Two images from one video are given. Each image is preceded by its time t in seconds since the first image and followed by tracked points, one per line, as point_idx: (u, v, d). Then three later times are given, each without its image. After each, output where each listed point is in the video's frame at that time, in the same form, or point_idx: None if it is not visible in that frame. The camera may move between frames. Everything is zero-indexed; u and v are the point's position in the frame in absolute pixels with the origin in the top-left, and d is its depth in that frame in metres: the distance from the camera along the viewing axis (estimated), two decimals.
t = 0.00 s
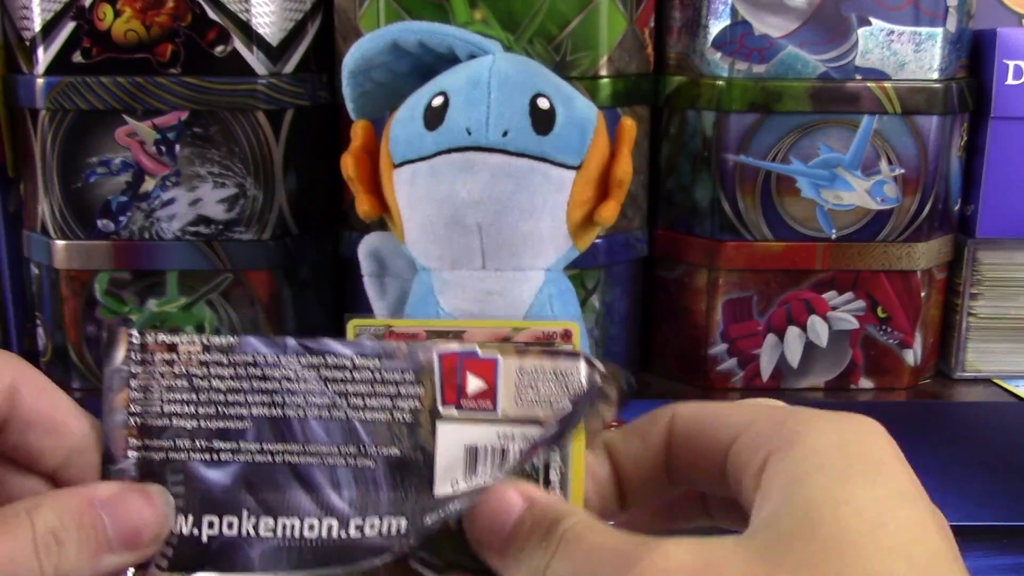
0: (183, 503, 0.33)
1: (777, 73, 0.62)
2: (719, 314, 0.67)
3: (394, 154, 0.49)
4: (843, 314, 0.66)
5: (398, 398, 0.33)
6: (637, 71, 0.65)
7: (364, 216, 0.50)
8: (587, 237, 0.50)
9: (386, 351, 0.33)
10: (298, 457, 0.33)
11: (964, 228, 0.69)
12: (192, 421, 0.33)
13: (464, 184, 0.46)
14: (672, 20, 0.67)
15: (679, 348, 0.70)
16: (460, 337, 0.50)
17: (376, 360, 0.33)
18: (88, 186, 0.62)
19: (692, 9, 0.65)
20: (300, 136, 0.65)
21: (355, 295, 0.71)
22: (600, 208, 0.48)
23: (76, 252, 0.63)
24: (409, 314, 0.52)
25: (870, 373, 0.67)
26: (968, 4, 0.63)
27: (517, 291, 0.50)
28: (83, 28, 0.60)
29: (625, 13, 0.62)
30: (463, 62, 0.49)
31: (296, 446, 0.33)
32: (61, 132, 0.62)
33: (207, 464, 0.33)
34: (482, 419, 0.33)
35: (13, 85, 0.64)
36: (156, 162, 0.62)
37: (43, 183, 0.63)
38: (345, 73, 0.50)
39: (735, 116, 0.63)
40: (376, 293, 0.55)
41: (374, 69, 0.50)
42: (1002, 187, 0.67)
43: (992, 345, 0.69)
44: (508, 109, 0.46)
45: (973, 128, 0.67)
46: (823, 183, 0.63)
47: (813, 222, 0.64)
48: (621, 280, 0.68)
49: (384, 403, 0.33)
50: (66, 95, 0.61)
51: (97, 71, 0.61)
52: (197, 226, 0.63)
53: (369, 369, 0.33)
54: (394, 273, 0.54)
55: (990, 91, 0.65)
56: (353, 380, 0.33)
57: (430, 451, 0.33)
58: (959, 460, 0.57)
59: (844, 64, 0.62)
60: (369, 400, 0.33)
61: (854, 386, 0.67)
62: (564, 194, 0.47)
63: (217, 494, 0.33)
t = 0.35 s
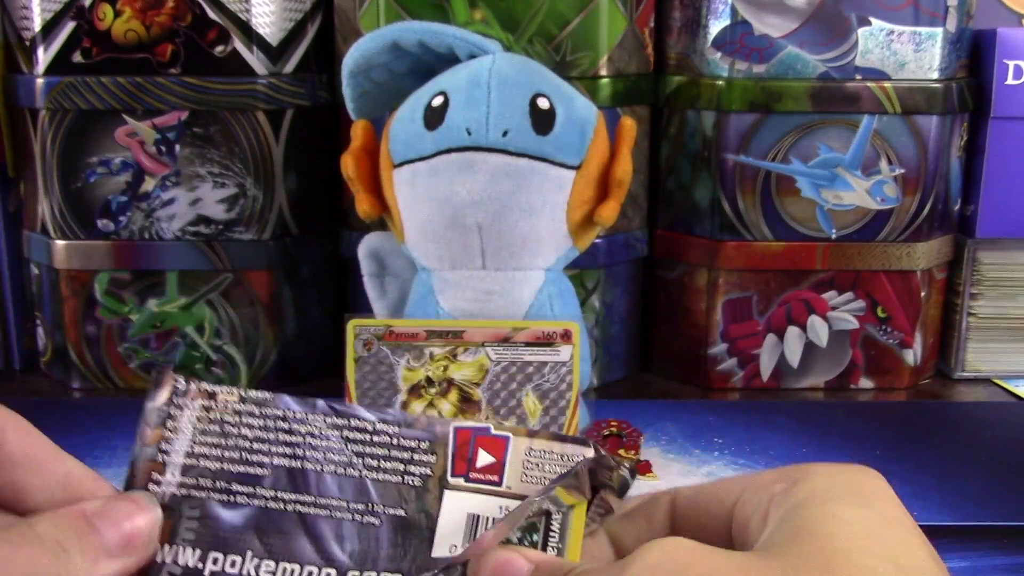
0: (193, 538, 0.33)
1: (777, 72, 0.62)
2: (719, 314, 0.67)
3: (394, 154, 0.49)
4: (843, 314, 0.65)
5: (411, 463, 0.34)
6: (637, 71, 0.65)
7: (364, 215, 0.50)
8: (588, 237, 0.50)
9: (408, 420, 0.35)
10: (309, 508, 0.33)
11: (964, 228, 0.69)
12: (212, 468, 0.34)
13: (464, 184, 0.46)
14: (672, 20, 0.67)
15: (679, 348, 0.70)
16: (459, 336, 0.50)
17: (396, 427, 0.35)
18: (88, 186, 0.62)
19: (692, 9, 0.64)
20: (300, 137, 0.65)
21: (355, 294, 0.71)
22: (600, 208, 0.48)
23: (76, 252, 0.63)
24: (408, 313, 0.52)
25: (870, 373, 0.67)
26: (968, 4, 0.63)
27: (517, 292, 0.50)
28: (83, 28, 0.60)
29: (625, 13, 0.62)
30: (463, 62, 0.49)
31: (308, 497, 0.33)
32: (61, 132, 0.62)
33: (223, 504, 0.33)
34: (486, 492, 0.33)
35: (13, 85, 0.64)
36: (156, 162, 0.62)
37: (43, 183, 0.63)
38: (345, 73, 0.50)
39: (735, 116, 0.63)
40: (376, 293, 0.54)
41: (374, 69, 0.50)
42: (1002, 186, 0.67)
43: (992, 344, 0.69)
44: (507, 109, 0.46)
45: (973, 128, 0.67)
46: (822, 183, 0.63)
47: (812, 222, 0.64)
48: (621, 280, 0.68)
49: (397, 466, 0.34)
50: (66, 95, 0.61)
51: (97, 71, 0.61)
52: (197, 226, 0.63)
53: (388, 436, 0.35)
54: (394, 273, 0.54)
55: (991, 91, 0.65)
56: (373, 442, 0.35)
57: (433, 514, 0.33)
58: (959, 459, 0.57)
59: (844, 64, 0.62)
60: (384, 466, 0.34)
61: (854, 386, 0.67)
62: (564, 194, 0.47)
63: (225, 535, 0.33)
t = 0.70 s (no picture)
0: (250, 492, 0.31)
1: (777, 73, 0.62)
2: (719, 315, 0.67)
3: (394, 154, 0.49)
4: (843, 314, 0.65)
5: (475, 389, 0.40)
6: (637, 71, 0.65)
7: (364, 216, 0.50)
8: (588, 237, 0.50)
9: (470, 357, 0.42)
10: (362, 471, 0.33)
11: (964, 228, 0.69)
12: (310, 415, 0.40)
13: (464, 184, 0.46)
14: (672, 19, 0.67)
15: (678, 348, 0.70)
16: (459, 337, 0.50)
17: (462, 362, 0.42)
18: (88, 186, 0.62)
19: (692, 8, 0.64)
20: (301, 137, 0.65)
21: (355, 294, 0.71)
22: (600, 208, 0.48)
23: (76, 252, 0.63)
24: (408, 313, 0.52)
25: (870, 373, 0.67)
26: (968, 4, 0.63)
27: (517, 292, 0.50)
28: (83, 28, 0.60)
29: (625, 13, 0.62)
30: (463, 62, 0.49)
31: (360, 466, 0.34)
32: (61, 132, 0.62)
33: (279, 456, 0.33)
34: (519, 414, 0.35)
35: (13, 85, 0.64)
36: (156, 162, 0.62)
37: (43, 183, 0.63)
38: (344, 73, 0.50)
39: (735, 116, 0.63)
40: (376, 293, 0.54)
41: (374, 69, 0.50)
42: (1001, 186, 0.67)
43: (992, 345, 0.69)
44: (508, 109, 0.46)
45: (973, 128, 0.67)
46: (822, 183, 0.63)
47: (812, 222, 0.64)
48: (621, 280, 0.68)
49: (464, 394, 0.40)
50: (66, 95, 0.61)
51: (97, 71, 0.61)
52: (197, 226, 0.63)
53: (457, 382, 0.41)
54: (394, 273, 0.54)
55: (990, 91, 0.65)
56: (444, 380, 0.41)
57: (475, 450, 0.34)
58: (959, 460, 0.57)
59: (844, 65, 0.62)
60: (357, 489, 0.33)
61: (854, 386, 0.67)
62: (564, 194, 0.47)
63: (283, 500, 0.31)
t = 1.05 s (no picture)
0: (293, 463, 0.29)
1: (777, 72, 0.62)
2: (719, 315, 0.67)
3: (394, 154, 0.49)
4: (843, 315, 0.66)
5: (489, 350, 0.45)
6: (637, 71, 0.65)
7: (364, 216, 0.50)
8: (588, 237, 0.50)
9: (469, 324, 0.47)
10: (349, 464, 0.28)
11: (964, 228, 0.69)
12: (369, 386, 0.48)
13: (464, 184, 0.46)
14: (672, 19, 0.67)
15: (678, 348, 0.70)
16: (460, 336, 0.51)
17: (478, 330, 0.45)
18: (88, 186, 0.62)
19: (692, 8, 0.64)
20: (301, 137, 0.65)
21: (355, 294, 0.71)
22: (600, 208, 0.48)
23: (76, 251, 0.63)
24: (409, 313, 0.52)
25: (870, 373, 0.67)
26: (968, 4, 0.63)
27: (517, 292, 0.50)
28: (83, 28, 0.61)
29: (625, 13, 0.62)
30: (463, 61, 0.49)
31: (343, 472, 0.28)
32: (61, 133, 0.62)
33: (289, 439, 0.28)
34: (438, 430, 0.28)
35: (14, 85, 0.64)
36: (156, 162, 0.62)
37: (43, 183, 0.63)
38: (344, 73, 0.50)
39: (735, 116, 0.63)
40: (376, 293, 0.54)
41: (375, 69, 0.50)
42: (1001, 186, 0.67)
43: (992, 345, 0.69)
44: (508, 109, 0.46)
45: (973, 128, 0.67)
46: (822, 183, 0.63)
47: (813, 222, 0.64)
48: (621, 280, 0.68)
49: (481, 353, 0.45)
50: (66, 95, 0.61)
51: (97, 71, 0.61)
52: (197, 226, 0.63)
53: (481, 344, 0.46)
54: (395, 273, 0.54)
55: (990, 91, 0.66)
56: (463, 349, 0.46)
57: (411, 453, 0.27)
58: (960, 460, 0.57)
59: (844, 64, 0.62)
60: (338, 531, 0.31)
61: (854, 386, 0.67)
62: (564, 194, 0.47)
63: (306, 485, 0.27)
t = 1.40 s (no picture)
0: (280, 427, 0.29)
1: (777, 72, 0.62)
2: (719, 315, 0.67)
3: (394, 154, 0.49)
4: (843, 315, 0.66)
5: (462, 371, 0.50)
6: (637, 71, 0.65)
7: (364, 216, 0.50)
8: (587, 237, 0.50)
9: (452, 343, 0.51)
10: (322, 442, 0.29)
11: (964, 228, 0.70)
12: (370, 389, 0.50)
13: (464, 184, 0.46)
14: (672, 19, 0.67)
15: (678, 348, 0.70)
16: (460, 336, 0.51)
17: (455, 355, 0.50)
18: (88, 186, 0.62)
19: (692, 8, 0.64)
20: (301, 136, 0.65)
21: (355, 294, 0.71)
22: (600, 208, 0.48)
23: (76, 251, 0.63)
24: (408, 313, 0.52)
25: (870, 373, 0.67)
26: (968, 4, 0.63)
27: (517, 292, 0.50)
28: (83, 28, 0.60)
29: (625, 13, 0.62)
30: (463, 61, 0.49)
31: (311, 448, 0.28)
32: (61, 133, 0.62)
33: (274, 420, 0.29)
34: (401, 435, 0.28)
35: (13, 85, 0.64)
36: (156, 162, 0.62)
37: (43, 183, 0.63)
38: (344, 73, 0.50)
39: (735, 116, 0.63)
40: (376, 293, 0.54)
41: (375, 69, 0.50)
42: (1002, 186, 0.67)
43: (992, 344, 0.69)
44: (508, 109, 0.46)
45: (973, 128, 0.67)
46: (822, 183, 0.63)
47: (812, 222, 0.64)
48: (621, 280, 0.68)
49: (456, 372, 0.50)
50: (66, 95, 0.61)
51: (97, 71, 0.61)
52: (197, 226, 0.63)
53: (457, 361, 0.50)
54: (395, 273, 0.54)
55: (991, 91, 0.65)
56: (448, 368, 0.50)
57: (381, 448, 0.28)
58: (959, 460, 0.57)
59: (844, 65, 0.62)
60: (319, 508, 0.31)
61: (854, 386, 0.67)
62: (564, 194, 0.47)
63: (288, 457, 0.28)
